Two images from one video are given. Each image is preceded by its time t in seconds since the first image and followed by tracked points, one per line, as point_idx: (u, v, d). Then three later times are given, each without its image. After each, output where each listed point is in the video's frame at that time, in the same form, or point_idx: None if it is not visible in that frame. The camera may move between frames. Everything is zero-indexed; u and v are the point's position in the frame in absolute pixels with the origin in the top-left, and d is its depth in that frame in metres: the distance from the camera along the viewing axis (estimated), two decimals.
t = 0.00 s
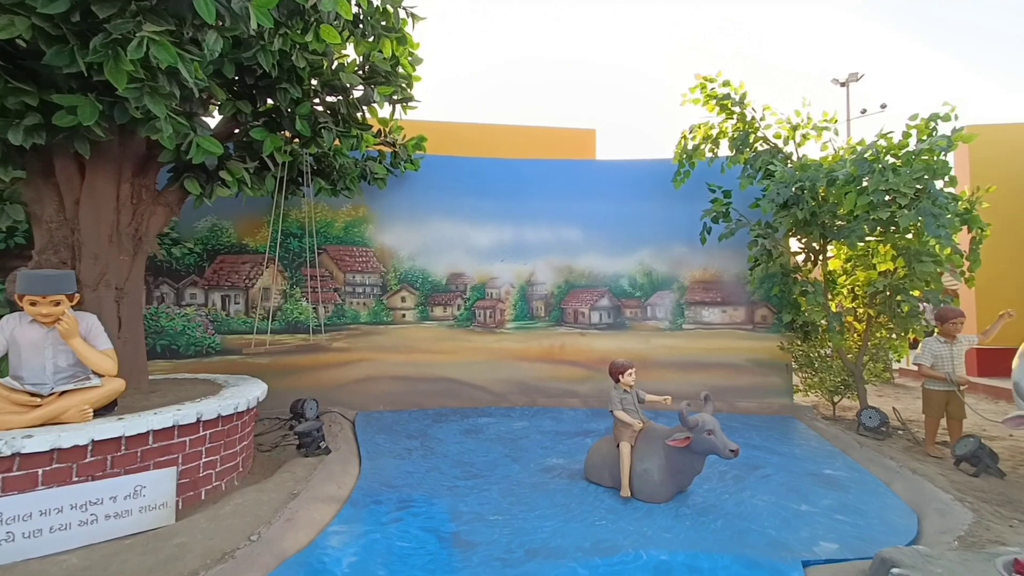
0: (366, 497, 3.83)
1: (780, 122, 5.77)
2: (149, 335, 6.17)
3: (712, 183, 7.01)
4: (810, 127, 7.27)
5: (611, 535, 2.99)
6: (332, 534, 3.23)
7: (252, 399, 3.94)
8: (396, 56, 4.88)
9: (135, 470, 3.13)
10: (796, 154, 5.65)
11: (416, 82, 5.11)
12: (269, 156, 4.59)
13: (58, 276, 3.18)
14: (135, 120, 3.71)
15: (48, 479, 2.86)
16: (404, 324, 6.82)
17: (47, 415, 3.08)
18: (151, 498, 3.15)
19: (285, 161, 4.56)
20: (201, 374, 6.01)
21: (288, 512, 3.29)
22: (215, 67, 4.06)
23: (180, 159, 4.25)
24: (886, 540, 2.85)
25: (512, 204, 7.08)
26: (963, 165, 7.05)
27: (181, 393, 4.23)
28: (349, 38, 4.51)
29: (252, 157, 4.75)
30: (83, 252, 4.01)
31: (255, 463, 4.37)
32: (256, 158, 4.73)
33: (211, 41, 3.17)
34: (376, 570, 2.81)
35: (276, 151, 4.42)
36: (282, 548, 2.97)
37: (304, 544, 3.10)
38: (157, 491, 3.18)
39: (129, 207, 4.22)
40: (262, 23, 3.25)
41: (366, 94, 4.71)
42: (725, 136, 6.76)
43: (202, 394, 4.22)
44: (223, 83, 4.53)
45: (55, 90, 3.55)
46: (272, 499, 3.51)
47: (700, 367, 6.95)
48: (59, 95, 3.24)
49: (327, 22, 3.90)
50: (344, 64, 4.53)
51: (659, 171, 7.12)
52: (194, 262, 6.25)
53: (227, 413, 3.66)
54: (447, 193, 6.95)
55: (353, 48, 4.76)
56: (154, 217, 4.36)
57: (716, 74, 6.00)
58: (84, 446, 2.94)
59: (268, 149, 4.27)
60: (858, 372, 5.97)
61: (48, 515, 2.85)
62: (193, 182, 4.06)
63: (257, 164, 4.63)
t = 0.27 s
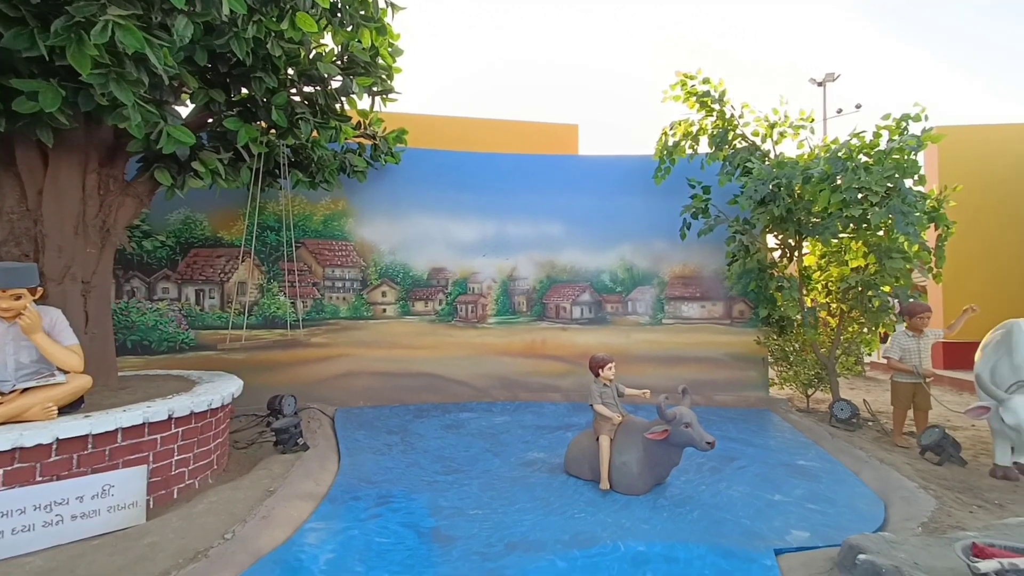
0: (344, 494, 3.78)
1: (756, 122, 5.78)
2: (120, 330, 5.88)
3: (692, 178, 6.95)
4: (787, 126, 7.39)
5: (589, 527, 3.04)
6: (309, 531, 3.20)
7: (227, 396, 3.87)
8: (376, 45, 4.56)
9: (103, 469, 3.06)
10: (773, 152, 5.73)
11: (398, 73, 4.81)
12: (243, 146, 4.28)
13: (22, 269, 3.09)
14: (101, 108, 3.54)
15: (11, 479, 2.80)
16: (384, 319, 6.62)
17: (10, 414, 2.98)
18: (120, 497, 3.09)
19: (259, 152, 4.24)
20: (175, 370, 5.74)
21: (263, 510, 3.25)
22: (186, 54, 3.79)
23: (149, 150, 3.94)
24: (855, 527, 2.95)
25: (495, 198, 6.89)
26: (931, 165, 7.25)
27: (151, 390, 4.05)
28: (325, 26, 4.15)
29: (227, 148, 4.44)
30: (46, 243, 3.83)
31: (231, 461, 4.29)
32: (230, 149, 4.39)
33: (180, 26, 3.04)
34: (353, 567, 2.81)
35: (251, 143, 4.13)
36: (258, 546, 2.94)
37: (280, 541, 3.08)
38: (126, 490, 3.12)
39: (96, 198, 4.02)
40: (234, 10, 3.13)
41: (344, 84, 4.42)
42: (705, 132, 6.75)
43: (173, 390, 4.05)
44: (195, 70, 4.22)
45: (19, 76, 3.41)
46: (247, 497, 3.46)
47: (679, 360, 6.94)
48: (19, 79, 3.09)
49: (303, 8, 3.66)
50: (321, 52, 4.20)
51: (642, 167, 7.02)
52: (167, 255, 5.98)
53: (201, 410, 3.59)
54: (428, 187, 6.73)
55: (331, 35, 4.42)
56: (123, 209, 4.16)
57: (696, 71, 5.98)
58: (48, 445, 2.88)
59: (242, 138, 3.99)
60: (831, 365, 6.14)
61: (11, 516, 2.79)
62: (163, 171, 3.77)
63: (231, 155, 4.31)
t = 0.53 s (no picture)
0: (321, 493, 3.70)
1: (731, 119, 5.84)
2: (83, 330, 5.60)
3: (669, 175, 6.94)
4: (761, 125, 7.53)
5: (568, 522, 3.05)
6: (284, 532, 3.13)
7: (197, 396, 3.81)
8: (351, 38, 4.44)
9: (64, 474, 2.99)
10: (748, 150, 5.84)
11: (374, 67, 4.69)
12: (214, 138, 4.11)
13: None
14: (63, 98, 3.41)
15: None
16: (362, 317, 6.55)
17: None
18: (83, 502, 3.03)
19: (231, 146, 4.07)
20: (145, 370, 5.52)
21: (236, 512, 3.16)
22: (151, 44, 3.57)
23: (112, 142, 3.78)
24: (826, 516, 3.03)
25: (474, 195, 6.86)
26: (899, 164, 7.46)
27: (118, 390, 3.93)
28: (298, 17, 3.98)
29: (197, 142, 4.26)
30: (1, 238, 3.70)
31: (202, 463, 4.19)
32: (200, 142, 4.27)
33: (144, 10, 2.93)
34: (329, 568, 2.75)
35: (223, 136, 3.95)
36: (230, 549, 2.86)
37: (254, 544, 3.00)
38: (89, 495, 3.06)
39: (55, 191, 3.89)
40: None
41: (319, 77, 4.29)
42: (682, 130, 6.79)
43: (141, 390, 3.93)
44: (162, 60, 3.95)
45: None
46: (219, 499, 3.39)
47: (657, 356, 6.98)
48: None
49: None
50: (294, 44, 4.05)
51: (622, 164, 7.02)
52: (134, 252, 5.74)
53: (169, 411, 3.53)
54: (407, 182, 6.64)
55: (304, 25, 4.26)
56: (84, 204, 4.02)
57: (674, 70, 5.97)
58: (6, 450, 2.80)
59: (211, 132, 3.83)
60: (803, 359, 6.29)
61: None
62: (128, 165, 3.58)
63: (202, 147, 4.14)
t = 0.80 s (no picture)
0: (291, 496, 3.64)
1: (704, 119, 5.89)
2: (36, 330, 5.27)
3: (643, 175, 6.97)
4: (733, 126, 7.67)
5: (542, 519, 3.09)
6: (251, 537, 3.07)
7: (159, 398, 3.72)
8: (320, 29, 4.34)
9: (14, 482, 2.90)
10: (719, 151, 5.96)
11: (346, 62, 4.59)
12: (178, 131, 3.92)
13: None
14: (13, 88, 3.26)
15: None
16: (335, 315, 6.35)
17: None
18: (34, 512, 2.93)
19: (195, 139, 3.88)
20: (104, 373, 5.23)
21: (200, 518, 3.09)
22: (108, 30, 3.42)
23: (67, 133, 3.59)
24: (792, 507, 3.13)
25: (450, 191, 6.73)
26: (863, 166, 7.70)
27: (74, 392, 3.81)
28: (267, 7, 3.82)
29: (158, 134, 4.05)
30: None
31: (165, 468, 4.08)
32: (163, 135, 4.06)
33: None
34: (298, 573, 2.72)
35: (187, 129, 3.77)
36: (193, 556, 2.80)
37: (219, 550, 2.93)
38: (41, 504, 2.95)
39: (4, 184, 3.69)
40: None
41: (289, 69, 4.13)
42: (656, 130, 6.86)
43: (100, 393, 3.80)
44: (120, 49, 3.73)
45: None
46: (183, 505, 3.32)
47: (632, 353, 6.98)
48: None
49: None
50: (262, 35, 3.90)
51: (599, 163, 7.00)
52: (92, 249, 5.44)
53: (128, 414, 3.44)
54: (380, 179, 6.48)
55: (272, 15, 4.12)
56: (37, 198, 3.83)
57: (649, 69, 5.99)
58: None
59: (174, 124, 3.63)
60: (773, 355, 6.44)
61: None
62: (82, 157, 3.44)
63: (163, 139, 3.94)
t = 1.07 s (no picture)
0: (259, 498, 3.56)
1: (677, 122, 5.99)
2: None
3: (619, 174, 7.00)
4: (706, 127, 7.81)
5: (515, 516, 3.10)
6: (216, 541, 2.99)
7: (119, 399, 3.60)
8: (292, 19, 4.16)
9: None
10: (692, 150, 6.07)
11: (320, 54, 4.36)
12: (139, 122, 3.73)
13: None
14: None
15: None
16: (307, 314, 6.09)
17: None
18: None
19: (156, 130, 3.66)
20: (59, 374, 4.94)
21: (162, 523, 3.01)
22: (61, 15, 3.23)
23: (17, 122, 3.38)
24: (759, 499, 3.22)
25: (426, 187, 6.58)
26: (829, 167, 7.91)
27: (27, 395, 3.69)
28: None
29: (118, 125, 3.85)
30: None
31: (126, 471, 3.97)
32: (123, 126, 3.87)
33: None
34: None
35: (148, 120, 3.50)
36: (155, 562, 2.72)
37: (183, 555, 2.86)
38: None
39: None
40: None
41: (257, 59, 3.93)
42: (631, 129, 6.92)
43: (55, 395, 3.68)
44: (75, 34, 3.51)
45: None
46: (144, 510, 3.24)
47: (607, 350, 6.98)
48: None
49: None
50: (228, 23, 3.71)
51: (575, 162, 6.99)
52: (46, 244, 5.12)
53: (84, 417, 3.31)
54: (354, 174, 6.30)
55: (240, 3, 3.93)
56: None
57: (624, 69, 6.03)
58: None
59: (135, 116, 3.37)
60: (743, 351, 6.59)
61: None
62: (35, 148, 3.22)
63: (123, 131, 3.75)
